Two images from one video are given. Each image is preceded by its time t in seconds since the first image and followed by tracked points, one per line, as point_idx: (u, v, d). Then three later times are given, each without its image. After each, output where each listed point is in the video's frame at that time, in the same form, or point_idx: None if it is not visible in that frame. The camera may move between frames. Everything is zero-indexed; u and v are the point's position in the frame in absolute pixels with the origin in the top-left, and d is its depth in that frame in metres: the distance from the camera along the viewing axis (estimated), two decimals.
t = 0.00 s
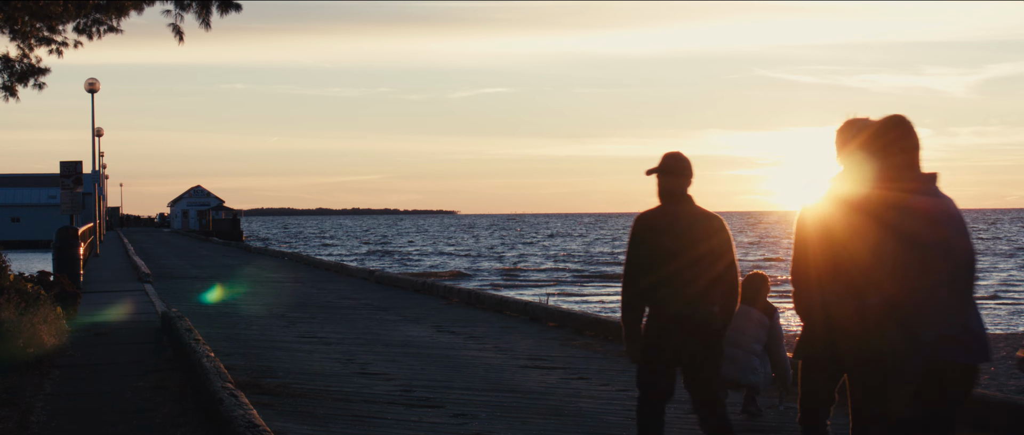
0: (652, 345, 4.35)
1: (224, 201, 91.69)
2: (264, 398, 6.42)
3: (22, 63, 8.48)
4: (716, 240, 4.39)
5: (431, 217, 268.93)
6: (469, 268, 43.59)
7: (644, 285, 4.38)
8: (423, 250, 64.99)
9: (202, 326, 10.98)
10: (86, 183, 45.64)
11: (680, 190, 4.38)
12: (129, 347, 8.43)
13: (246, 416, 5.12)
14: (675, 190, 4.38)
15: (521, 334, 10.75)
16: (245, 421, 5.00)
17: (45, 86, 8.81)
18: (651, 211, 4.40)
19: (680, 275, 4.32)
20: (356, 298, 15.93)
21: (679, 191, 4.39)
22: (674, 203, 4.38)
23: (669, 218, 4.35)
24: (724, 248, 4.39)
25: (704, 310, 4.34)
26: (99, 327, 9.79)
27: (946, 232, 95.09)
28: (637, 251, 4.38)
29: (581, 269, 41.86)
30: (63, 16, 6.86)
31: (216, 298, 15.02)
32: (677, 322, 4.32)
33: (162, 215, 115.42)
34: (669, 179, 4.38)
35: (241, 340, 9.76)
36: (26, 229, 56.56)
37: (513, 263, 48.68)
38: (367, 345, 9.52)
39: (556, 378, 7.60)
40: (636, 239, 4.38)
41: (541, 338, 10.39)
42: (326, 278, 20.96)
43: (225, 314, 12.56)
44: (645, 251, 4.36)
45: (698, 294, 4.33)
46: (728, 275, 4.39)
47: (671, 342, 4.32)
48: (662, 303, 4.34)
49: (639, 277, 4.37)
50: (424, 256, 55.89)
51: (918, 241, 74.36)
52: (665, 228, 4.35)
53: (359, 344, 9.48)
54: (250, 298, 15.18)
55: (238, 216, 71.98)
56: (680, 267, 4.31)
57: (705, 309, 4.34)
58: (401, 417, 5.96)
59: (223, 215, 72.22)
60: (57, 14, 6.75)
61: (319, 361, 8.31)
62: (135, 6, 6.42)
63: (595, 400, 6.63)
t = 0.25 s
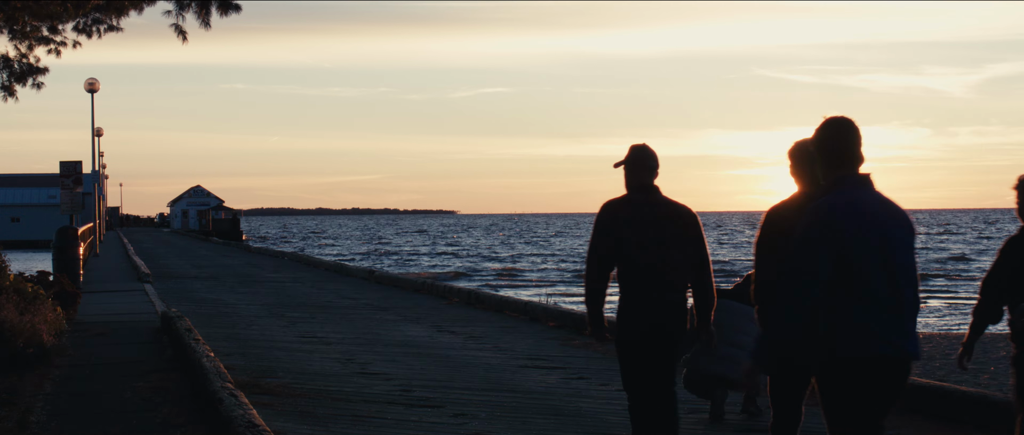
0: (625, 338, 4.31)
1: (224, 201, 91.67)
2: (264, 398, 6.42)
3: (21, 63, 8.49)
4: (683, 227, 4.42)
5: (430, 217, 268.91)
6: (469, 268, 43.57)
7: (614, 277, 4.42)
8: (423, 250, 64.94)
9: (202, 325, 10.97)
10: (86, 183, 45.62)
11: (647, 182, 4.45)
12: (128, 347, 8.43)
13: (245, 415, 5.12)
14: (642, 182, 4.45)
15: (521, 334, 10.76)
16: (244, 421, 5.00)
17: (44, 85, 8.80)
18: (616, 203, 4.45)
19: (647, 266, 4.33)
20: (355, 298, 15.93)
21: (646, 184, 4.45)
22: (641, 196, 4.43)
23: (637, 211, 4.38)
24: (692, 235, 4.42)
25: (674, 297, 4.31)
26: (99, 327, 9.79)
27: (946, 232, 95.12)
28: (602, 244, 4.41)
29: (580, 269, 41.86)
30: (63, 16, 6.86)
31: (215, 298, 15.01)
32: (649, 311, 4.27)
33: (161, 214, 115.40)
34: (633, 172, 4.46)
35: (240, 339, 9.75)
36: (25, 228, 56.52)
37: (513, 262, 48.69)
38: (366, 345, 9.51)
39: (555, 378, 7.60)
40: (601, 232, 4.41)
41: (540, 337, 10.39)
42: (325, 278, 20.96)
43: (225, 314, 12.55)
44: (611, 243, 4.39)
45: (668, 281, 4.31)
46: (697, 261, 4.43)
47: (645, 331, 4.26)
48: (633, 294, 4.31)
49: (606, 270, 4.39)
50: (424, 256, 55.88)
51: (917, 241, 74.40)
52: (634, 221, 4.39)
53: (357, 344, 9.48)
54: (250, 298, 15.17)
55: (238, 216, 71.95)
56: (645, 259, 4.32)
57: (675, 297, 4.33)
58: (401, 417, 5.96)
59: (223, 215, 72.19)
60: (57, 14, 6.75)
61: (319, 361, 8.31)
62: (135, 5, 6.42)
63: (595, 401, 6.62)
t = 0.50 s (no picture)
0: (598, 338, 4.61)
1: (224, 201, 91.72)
2: (264, 398, 6.46)
3: (21, 62, 8.53)
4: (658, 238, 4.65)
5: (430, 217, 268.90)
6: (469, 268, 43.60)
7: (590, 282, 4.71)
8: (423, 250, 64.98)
9: (203, 325, 11.00)
10: (85, 182, 45.66)
11: (625, 195, 4.70)
12: (129, 346, 8.47)
13: (246, 416, 5.16)
14: (621, 195, 4.70)
15: (521, 333, 10.79)
16: (245, 422, 5.04)
17: (43, 85, 8.83)
18: (596, 214, 4.74)
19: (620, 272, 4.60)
20: (356, 298, 15.96)
21: (625, 197, 4.70)
22: (619, 207, 4.69)
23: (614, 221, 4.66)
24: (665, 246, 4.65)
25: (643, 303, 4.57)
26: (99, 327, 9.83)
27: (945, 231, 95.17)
28: (576, 249, 4.71)
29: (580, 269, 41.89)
30: (64, 16, 6.90)
31: (215, 297, 15.05)
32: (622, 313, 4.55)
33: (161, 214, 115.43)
34: (612, 185, 4.71)
35: (242, 339, 9.80)
36: (25, 228, 56.55)
37: (513, 262, 48.73)
38: (366, 345, 9.55)
39: (554, 377, 7.64)
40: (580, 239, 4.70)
41: (540, 337, 10.43)
42: (326, 277, 21.00)
43: (225, 314, 12.59)
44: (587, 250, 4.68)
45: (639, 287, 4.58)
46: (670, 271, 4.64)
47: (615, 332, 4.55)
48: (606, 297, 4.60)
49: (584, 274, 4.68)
50: (424, 256, 55.91)
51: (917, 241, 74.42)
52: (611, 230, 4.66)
53: (357, 344, 9.52)
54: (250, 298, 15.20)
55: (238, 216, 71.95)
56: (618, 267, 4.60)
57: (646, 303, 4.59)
58: (401, 417, 5.99)
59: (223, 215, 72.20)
60: (56, 14, 6.79)
61: (319, 361, 8.35)
62: (135, 5, 6.46)
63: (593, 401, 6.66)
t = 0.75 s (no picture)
0: (575, 329, 4.60)
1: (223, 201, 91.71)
2: (264, 398, 6.43)
3: (21, 62, 8.50)
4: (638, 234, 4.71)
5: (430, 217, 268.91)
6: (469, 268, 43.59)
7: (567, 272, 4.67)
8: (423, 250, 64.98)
9: (202, 325, 10.99)
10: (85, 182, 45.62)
11: (609, 187, 4.67)
12: (129, 347, 8.44)
13: (245, 415, 5.13)
14: (602, 187, 4.66)
15: (522, 334, 10.77)
16: (244, 422, 5.00)
17: (42, 84, 8.80)
18: (576, 203, 4.67)
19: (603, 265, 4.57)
20: (356, 298, 15.94)
21: (608, 189, 4.67)
22: (601, 198, 4.65)
23: (597, 213, 4.61)
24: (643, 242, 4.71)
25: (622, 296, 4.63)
26: (99, 327, 9.80)
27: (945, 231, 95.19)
28: (556, 239, 4.65)
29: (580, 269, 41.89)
30: (63, 17, 6.85)
31: (215, 297, 15.04)
32: (602, 307, 4.58)
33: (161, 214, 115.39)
34: (596, 176, 4.66)
35: (242, 340, 9.79)
36: (25, 228, 56.53)
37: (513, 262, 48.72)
38: (366, 345, 9.53)
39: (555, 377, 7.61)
40: (561, 227, 4.63)
41: (541, 337, 10.41)
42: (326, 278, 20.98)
43: (225, 314, 12.57)
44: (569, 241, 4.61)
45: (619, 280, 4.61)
46: (646, 267, 4.73)
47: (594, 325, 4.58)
48: (587, 289, 4.59)
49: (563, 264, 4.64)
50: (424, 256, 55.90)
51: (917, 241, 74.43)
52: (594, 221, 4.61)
53: (357, 344, 9.50)
54: (250, 298, 15.19)
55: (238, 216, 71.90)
56: (601, 261, 4.58)
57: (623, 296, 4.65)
58: (401, 417, 5.96)
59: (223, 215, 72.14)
60: (56, 15, 6.75)
61: (319, 361, 8.32)
62: (135, 7, 6.44)
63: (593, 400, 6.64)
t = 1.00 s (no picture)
0: (551, 329, 4.80)
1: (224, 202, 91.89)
2: (264, 399, 6.63)
3: (21, 62, 8.70)
4: (611, 234, 4.89)
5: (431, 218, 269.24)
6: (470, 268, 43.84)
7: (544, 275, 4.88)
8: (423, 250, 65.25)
9: (204, 325, 11.20)
10: (85, 182, 45.86)
11: (581, 192, 4.89)
12: (130, 347, 8.65)
13: (245, 416, 5.32)
14: (577, 191, 4.88)
15: (522, 334, 10.96)
16: (244, 422, 5.19)
17: (43, 84, 9.01)
18: (553, 209, 4.91)
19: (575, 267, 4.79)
20: (357, 298, 16.17)
21: (581, 194, 4.89)
22: (574, 203, 4.87)
23: (570, 217, 4.83)
24: (616, 242, 4.89)
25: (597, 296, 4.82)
26: (101, 327, 10.02)
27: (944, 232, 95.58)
28: (535, 242, 4.88)
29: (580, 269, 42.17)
30: (64, 17, 7.06)
31: (216, 298, 15.24)
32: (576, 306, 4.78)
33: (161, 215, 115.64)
34: (568, 181, 4.88)
35: (244, 340, 9.98)
36: (25, 228, 56.77)
37: (513, 262, 48.97)
38: (366, 346, 9.71)
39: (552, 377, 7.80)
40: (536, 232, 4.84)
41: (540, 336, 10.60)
42: (326, 278, 21.20)
43: (225, 314, 12.78)
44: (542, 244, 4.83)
45: (593, 280, 4.81)
46: (620, 267, 4.89)
47: (569, 324, 4.77)
48: (562, 290, 4.79)
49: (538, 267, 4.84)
50: (424, 257, 56.12)
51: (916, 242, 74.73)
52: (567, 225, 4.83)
53: (358, 345, 9.69)
54: (251, 298, 15.39)
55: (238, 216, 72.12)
56: (573, 262, 4.79)
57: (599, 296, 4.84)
58: (401, 417, 6.10)
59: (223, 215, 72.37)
60: (57, 15, 6.94)
61: (320, 361, 8.52)
62: (135, 8, 6.61)
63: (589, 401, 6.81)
